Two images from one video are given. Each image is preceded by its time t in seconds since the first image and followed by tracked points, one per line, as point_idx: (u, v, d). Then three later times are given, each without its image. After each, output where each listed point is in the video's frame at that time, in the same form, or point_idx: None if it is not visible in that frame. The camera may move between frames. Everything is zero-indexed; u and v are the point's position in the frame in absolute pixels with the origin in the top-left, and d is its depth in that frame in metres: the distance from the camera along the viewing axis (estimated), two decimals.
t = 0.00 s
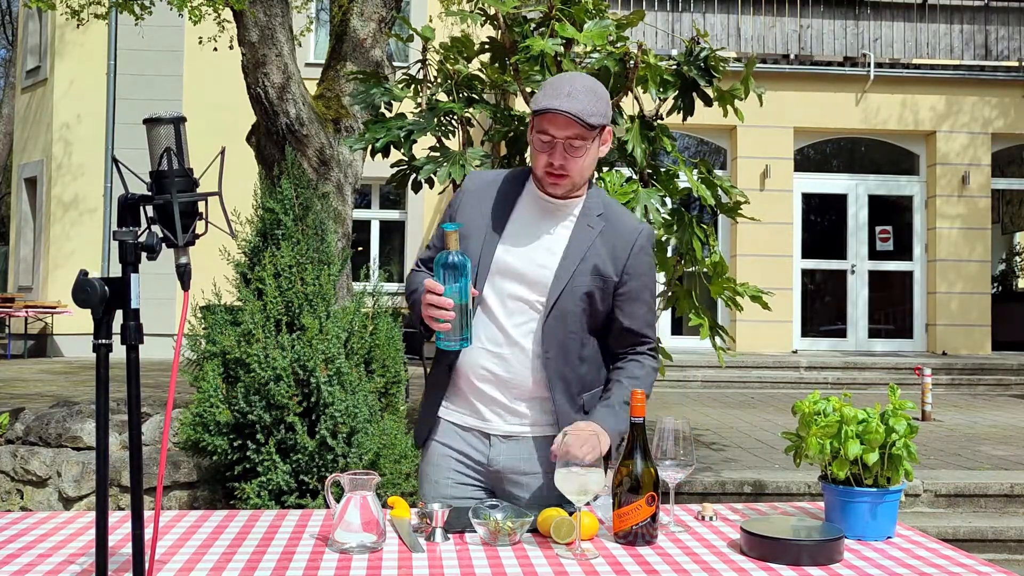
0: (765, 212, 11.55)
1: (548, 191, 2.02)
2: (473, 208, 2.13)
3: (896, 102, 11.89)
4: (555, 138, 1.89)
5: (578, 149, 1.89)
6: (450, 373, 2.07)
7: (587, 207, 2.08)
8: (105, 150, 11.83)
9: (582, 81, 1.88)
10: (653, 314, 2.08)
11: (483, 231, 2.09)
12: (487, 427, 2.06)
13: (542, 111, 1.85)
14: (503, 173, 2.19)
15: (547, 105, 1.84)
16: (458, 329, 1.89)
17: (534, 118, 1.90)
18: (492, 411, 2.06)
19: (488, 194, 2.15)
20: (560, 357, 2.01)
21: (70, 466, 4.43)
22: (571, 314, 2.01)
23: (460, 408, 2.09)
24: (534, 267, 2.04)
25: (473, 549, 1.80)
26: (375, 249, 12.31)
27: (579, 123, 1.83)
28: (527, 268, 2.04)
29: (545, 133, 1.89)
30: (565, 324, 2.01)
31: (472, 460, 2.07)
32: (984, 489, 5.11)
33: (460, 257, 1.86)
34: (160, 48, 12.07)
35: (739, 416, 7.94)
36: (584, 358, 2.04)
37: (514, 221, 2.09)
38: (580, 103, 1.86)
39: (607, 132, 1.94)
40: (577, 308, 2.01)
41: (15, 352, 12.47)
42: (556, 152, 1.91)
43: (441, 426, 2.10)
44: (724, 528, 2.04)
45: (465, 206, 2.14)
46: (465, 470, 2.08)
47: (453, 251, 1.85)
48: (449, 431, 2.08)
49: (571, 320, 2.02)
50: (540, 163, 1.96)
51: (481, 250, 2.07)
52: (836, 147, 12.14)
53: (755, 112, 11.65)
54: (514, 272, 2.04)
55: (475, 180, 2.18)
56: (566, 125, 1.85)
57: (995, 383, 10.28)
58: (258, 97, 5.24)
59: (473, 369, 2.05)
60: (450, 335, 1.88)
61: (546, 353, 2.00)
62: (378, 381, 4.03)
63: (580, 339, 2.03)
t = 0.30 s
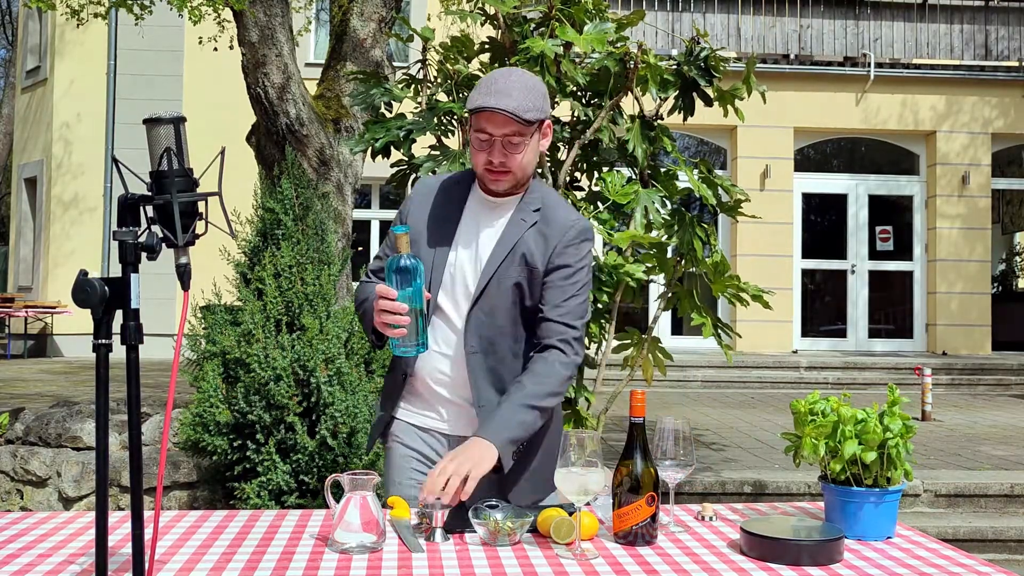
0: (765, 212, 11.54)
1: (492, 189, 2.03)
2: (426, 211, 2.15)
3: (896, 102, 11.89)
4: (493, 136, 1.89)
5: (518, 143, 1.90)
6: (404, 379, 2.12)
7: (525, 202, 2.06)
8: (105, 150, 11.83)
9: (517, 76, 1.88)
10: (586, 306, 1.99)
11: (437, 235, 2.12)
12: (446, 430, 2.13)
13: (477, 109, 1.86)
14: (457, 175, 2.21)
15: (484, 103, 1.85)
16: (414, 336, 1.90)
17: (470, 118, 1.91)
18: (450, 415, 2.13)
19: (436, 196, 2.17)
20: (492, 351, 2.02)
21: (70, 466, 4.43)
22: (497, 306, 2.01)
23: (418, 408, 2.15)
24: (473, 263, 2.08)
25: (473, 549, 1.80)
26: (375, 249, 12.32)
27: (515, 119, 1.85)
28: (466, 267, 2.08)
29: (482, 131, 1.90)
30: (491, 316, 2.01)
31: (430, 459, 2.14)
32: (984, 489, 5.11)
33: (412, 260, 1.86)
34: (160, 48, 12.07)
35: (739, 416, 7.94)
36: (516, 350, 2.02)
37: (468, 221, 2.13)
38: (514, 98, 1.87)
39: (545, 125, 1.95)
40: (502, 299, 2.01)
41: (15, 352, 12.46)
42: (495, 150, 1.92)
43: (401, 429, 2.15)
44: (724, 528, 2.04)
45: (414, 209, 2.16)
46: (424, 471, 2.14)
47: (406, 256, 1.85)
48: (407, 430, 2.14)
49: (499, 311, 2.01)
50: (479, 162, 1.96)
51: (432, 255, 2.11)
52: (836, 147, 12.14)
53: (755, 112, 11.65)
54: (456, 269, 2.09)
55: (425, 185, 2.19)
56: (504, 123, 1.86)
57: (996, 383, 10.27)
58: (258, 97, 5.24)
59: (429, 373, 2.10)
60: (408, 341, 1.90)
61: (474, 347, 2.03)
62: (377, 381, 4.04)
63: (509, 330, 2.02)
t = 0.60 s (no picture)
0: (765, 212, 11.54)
1: (447, 187, 2.02)
2: (390, 219, 2.13)
3: (896, 102, 11.89)
4: (447, 135, 1.89)
5: (471, 141, 1.90)
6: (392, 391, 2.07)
7: (482, 196, 2.08)
8: (105, 150, 11.83)
9: (466, 73, 1.88)
10: (560, 293, 2.02)
11: (402, 243, 2.10)
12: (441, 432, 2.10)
13: (430, 109, 1.85)
14: (408, 181, 2.18)
15: (436, 103, 1.84)
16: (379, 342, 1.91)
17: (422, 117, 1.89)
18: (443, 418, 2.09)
19: (392, 203, 2.14)
20: (467, 350, 2.02)
21: (70, 466, 4.43)
22: (471, 303, 2.02)
23: (407, 412, 2.12)
24: (439, 265, 2.08)
25: (473, 549, 1.80)
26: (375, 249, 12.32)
27: (469, 118, 1.85)
28: (434, 269, 2.07)
29: (435, 131, 1.89)
30: (465, 315, 2.02)
31: (428, 460, 2.12)
32: (985, 489, 5.10)
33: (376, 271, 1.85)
34: (160, 48, 12.07)
35: (739, 416, 7.94)
36: (493, 345, 2.03)
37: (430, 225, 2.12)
38: (466, 96, 1.87)
39: (496, 121, 1.95)
40: (476, 296, 2.02)
41: (15, 352, 12.45)
42: (449, 149, 1.91)
43: (395, 436, 2.12)
44: (724, 528, 2.04)
45: (374, 221, 2.13)
46: (421, 473, 2.13)
47: (370, 265, 1.83)
48: (401, 437, 2.11)
49: (473, 309, 2.02)
50: (433, 161, 1.96)
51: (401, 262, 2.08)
52: (836, 148, 12.14)
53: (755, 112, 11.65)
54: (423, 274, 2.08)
55: (379, 195, 2.16)
56: (457, 121, 1.86)
57: (996, 383, 10.27)
58: (258, 97, 5.25)
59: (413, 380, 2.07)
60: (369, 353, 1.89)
61: (449, 348, 2.02)
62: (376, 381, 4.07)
63: (485, 326, 2.02)
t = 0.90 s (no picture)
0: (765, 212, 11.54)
1: (459, 181, 2.05)
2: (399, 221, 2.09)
3: (896, 102, 11.89)
4: (464, 126, 1.93)
5: (487, 132, 1.95)
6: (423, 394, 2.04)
7: (496, 185, 2.14)
8: (105, 150, 11.83)
9: (478, 67, 1.95)
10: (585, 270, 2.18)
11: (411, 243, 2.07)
12: (467, 429, 2.08)
13: (452, 98, 1.89)
14: (405, 184, 2.16)
15: (454, 94, 1.89)
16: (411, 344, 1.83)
17: (439, 108, 1.93)
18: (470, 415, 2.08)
19: (397, 206, 2.12)
20: (508, 337, 2.05)
21: (70, 466, 4.43)
22: (512, 290, 2.06)
23: (439, 415, 2.09)
24: (466, 259, 2.10)
25: (473, 549, 1.80)
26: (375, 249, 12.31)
27: (489, 105, 1.91)
28: (464, 263, 2.09)
29: (452, 122, 1.93)
30: (507, 303, 2.06)
31: (453, 466, 2.08)
32: (985, 489, 5.10)
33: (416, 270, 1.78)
34: (160, 48, 12.07)
35: (740, 416, 7.94)
36: (530, 330, 2.09)
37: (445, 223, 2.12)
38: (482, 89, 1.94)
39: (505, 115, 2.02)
40: (517, 282, 2.07)
41: (15, 352, 12.45)
42: (467, 140, 1.95)
43: (422, 439, 2.08)
44: (724, 529, 2.04)
45: (383, 225, 2.09)
46: (445, 476, 2.09)
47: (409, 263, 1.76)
48: (427, 442, 2.08)
49: (514, 295, 2.07)
50: (449, 154, 1.98)
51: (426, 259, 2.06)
52: (836, 147, 12.14)
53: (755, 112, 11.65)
54: (452, 269, 2.09)
55: (379, 201, 2.13)
56: (475, 110, 1.91)
57: (996, 383, 10.27)
58: (258, 97, 5.24)
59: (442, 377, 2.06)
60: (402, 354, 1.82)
61: (491, 337, 2.04)
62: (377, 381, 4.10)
63: (525, 310, 2.08)
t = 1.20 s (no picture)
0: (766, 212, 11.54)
1: (515, 179, 2.02)
2: (452, 215, 2.08)
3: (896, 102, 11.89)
4: (532, 124, 1.91)
5: (552, 134, 1.93)
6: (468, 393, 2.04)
7: (548, 187, 2.12)
8: (105, 150, 11.83)
9: (548, 68, 1.94)
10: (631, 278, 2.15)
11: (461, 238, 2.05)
12: (503, 432, 2.09)
13: (525, 95, 1.87)
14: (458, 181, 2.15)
15: (528, 91, 1.87)
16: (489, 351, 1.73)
17: (508, 103, 1.91)
18: (507, 419, 2.09)
19: (450, 199, 2.10)
20: (554, 339, 2.04)
21: (70, 466, 4.44)
22: (557, 293, 2.05)
23: (476, 417, 2.10)
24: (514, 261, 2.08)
25: (472, 549, 1.80)
26: (375, 250, 12.32)
27: (560, 106, 1.90)
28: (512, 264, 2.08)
29: (521, 118, 1.91)
30: (553, 304, 2.04)
31: (487, 468, 2.10)
32: (985, 489, 5.10)
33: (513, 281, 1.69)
34: (160, 48, 12.07)
35: (740, 415, 7.94)
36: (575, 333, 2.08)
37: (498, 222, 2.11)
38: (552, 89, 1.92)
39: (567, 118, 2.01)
40: (563, 285, 2.05)
41: (15, 352, 12.45)
42: (532, 139, 1.93)
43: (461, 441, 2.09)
44: (724, 529, 2.04)
45: (435, 217, 2.07)
46: (478, 478, 2.10)
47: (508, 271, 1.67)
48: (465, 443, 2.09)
49: (560, 298, 2.05)
50: (511, 151, 1.96)
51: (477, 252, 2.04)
52: (836, 148, 12.14)
53: (755, 112, 11.65)
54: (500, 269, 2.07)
55: (432, 194, 2.11)
56: (545, 108, 1.90)
57: (996, 383, 10.28)
58: (258, 97, 5.24)
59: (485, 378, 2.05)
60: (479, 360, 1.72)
61: (536, 338, 2.03)
62: (377, 381, 4.14)
63: (570, 314, 2.07)
